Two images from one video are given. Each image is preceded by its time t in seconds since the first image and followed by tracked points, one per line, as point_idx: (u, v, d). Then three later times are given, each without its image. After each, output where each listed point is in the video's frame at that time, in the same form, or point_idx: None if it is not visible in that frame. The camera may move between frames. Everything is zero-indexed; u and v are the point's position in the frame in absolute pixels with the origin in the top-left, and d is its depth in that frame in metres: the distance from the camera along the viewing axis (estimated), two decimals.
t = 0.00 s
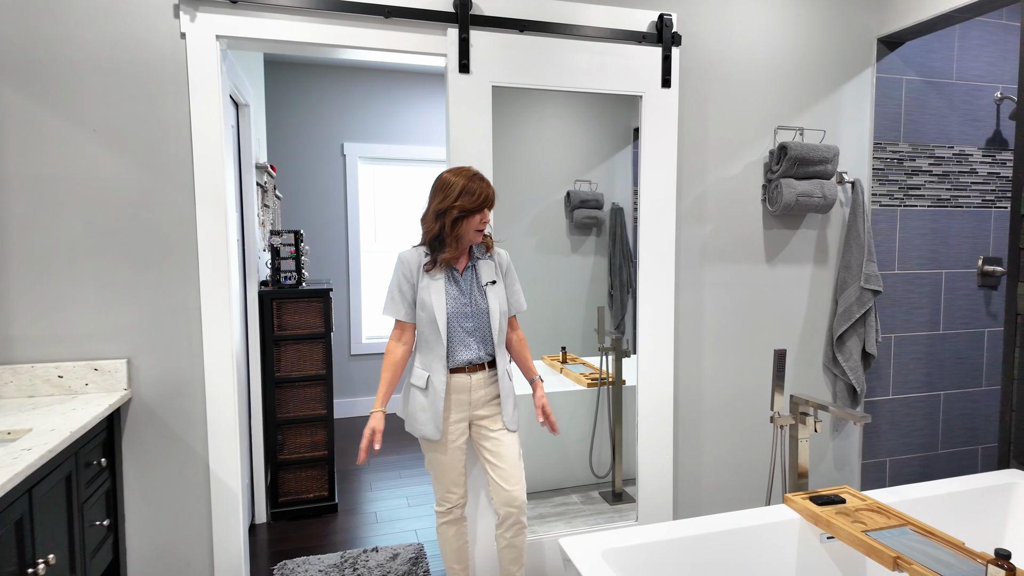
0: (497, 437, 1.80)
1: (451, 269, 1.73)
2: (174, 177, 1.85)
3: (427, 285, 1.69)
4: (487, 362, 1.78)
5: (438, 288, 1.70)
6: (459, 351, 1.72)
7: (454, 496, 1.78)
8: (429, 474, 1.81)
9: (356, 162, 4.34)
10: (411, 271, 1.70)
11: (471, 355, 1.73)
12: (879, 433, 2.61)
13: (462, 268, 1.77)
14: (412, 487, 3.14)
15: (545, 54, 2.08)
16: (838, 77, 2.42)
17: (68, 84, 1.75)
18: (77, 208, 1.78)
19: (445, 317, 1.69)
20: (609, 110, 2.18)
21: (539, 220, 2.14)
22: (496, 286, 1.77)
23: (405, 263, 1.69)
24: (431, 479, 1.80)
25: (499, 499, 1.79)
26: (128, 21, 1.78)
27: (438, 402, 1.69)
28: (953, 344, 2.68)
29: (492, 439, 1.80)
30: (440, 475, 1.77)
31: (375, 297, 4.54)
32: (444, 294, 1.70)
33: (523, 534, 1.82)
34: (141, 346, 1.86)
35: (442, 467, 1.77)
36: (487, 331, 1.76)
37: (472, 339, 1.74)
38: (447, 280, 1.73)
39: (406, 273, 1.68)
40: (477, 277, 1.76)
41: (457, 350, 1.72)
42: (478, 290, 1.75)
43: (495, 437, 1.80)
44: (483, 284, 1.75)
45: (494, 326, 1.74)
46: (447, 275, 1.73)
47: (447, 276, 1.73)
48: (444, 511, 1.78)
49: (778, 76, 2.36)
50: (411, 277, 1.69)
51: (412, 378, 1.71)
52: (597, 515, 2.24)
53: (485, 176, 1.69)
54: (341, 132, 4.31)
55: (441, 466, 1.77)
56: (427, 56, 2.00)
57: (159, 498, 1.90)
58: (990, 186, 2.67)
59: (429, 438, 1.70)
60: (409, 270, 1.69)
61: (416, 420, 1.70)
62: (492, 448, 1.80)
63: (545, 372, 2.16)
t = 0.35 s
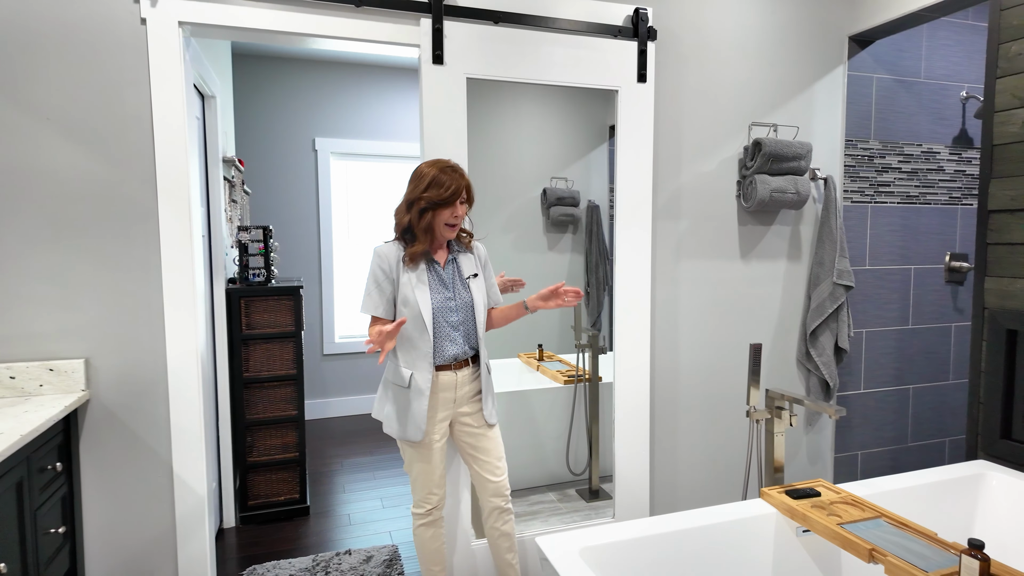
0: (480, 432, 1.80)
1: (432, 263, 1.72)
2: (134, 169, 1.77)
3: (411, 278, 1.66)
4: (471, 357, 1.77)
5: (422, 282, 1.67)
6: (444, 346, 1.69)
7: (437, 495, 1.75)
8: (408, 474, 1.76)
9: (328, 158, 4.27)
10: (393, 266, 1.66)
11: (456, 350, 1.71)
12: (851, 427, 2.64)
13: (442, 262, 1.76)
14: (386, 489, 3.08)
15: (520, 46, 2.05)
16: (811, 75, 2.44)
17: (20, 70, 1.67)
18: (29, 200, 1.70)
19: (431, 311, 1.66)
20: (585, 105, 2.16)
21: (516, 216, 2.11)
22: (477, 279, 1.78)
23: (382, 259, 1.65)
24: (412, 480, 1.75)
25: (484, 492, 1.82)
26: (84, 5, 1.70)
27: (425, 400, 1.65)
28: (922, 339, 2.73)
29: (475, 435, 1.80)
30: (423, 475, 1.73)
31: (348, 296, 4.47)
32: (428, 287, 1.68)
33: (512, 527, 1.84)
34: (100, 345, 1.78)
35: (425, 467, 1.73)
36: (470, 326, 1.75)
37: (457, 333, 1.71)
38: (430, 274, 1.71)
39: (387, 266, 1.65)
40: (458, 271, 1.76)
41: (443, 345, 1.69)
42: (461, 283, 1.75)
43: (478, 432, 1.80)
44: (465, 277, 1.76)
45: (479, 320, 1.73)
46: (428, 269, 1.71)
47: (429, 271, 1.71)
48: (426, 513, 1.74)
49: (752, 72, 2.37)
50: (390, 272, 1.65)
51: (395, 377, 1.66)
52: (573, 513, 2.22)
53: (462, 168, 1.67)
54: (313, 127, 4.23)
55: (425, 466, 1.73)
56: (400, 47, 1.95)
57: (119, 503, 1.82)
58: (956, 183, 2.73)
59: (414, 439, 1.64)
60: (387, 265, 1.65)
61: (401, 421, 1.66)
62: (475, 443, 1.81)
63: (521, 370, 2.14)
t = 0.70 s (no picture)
0: (464, 427, 1.78)
1: (423, 252, 1.71)
2: (84, 154, 1.69)
3: (404, 267, 1.64)
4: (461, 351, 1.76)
5: (415, 271, 1.65)
6: (436, 338, 1.67)
7: (419, 489, 1.71)
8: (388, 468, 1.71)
9: (293, 150, 4.17)
10: (385, 254, 1.63)
11: (447, 342, 1.70)
12: (816, 416, 2.69)
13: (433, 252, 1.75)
14: (354, 487, 3.02)
15: (489, 34, 2.02)
16: (777, 69, 2.47)
17: None
18: None
19: (424, 301, 1.64)
20: (556, 96, 2.14)
21: (486, 207, 2.07)
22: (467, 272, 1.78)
23: (372, 244, 1.63)
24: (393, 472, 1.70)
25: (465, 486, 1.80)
26: None
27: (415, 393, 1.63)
28: (883, 330, 2.79)
29: (459, 429, 1.78)
30: (405, 469, 1.69)
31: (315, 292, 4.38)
32: (421, 277, 1.66)
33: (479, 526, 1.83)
34: (48, 339, 1.69)
35: (409, 459, 1.68)
36: (461, 318, 1.74)
37: (449, 326, 1.70)
38: (423, 264, 1.70)
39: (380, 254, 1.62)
40: (450, 263, 1.75)
41: (435, 336, 1.67)
42: (453, 274, 1.74)
43: (462, 427, 1.78)
44: (457, 270, 1.75)
45: (470, 311, 1.72)
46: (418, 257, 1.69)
47: (421, 260, 1.70)
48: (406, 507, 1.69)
49: (720, 66, 2.38)
50: (382, 259, 1.63)
51: (386, 368, 1.63)
52: (544, 507, 2.21)
53: (449, 158, 1.67)
54: (277, 118, 4.13)
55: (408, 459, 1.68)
56: (366, 32, 1.91)
57: (70, 505, 1.74)
58: (916, 178, 2.80)
59: (403, 431, 1.61)
60: (379, 253, 1.63)
61: (389, 413, 1.62)
62: (459, 437, 1.79)
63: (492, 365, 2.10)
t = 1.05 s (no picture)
0: (463, 415, 1.80)
1: (427, 240, 1.72)
2: (20, 132, 1.57)
3: (406, 254, 1.65)
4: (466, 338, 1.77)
5: (419, 258, 1.67)
6: (442, 325, 1.69)
7: (412, 479, 1.70)
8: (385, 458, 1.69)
9: (248, 141, 4.03)
10: (387, 241, 1.64)
11: (453, 329, 1.70)
12: (775, 405, 2.74)
13: (436, 240, 1.77)
14: (315, 487, 2.94)
15: (454, 19, 1.98)
16: (738, 63, 2.51)
17: None
18: None
19: (428, 287, 1.66)
20: (522, 83, 2.12)
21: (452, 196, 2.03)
22: (470, 259, 1.79)
23: (376, 232, 1.63)
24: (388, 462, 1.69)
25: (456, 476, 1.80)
26: None
27: (420, 380, 1.65)
28: (839, 319, 2.87)
29: (458, 418, 1.79)
30: (404, 458, 1.68)
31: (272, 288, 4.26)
32: (424, 263, 1.67)
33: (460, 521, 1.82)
34: None
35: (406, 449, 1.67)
36: (465, 305, 1.75)
37: (453, 312, 1.71)
38: (427, 251, 1.71)
39: (383, 241, 1.63)
40: (452, 250, 1.77)
41: (440, 322, 1.69)
42: (455, 261, 1.76)
43: (462, 415, 1.79)
44: (459, 256, 1.77)
45: (474, 297, 1.74)
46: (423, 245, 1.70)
47: (424, 247, 1.71)
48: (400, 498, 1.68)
49: (684, 58, 2.40)
50: (385, 246, 1.63)
51: (391, 356, 1.65)
52: (511, 501, 2.17)
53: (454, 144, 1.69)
54: (231, 107, 3.98)
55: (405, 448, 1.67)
56: (327, 12, 1.84)
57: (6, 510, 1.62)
58: (868, 171, 2.89)
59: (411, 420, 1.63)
60: (382, 240, 1.63)
61: (394, 402, 1.63)
62: (457, 426, 1.79)
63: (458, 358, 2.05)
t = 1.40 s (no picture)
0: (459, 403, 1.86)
1: (425, 228, 1.74)
2: None
3: (407, 245, 1.66)
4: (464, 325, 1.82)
5: (419, 249, 1.68)
6: (445, 313, 1.72)
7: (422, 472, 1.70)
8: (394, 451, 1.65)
9: (193, 130, 3.86)
10: (387, 232, 1.64)
11: (455, 316, 1.74)
12: (731, 392, 2.81)
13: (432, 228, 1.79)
14: (269, 487, 2.83)
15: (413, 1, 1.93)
16: (695, 56, 2.54)
17: None
18: None
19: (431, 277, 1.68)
20: (482, 70, 2.08)
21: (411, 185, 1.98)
22: (465, 246, 1.83)
23: (375, 222, 1.63)
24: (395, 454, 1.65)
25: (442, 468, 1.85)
26: None
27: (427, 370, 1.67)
28: (791, 308, 2.96)
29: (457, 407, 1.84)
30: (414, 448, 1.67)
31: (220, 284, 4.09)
32: (425, 253, 1.69)
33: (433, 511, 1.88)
34: None
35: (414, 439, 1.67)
36: (464, 292, 1.79)
37: (454, 299, 1.75)
38: (425, 239, 1.72)
39: (383, 232, 1.63)
40: (449, 237, 1.80)
41: (443, 311, 1.72)
42: (452, 248, 1.78)
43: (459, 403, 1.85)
44: (455, 244, 1.80)
45: (473, 284, 1.78)
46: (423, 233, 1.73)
47: (423, 236, 1.73)
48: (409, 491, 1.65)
49: (643, 49, 2.42)
50: (385, 237, 1.63)
51: (397, 347, 1.65)
52: (472, 496, 2.13)
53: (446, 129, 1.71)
54: (176, 94, 3.80)
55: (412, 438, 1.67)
56: None
57: None
58: (818, 165, 2.98)
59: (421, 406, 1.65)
60: (382, 231, 1.63)
61: (402, 392, 1.64)
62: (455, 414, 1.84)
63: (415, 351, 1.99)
